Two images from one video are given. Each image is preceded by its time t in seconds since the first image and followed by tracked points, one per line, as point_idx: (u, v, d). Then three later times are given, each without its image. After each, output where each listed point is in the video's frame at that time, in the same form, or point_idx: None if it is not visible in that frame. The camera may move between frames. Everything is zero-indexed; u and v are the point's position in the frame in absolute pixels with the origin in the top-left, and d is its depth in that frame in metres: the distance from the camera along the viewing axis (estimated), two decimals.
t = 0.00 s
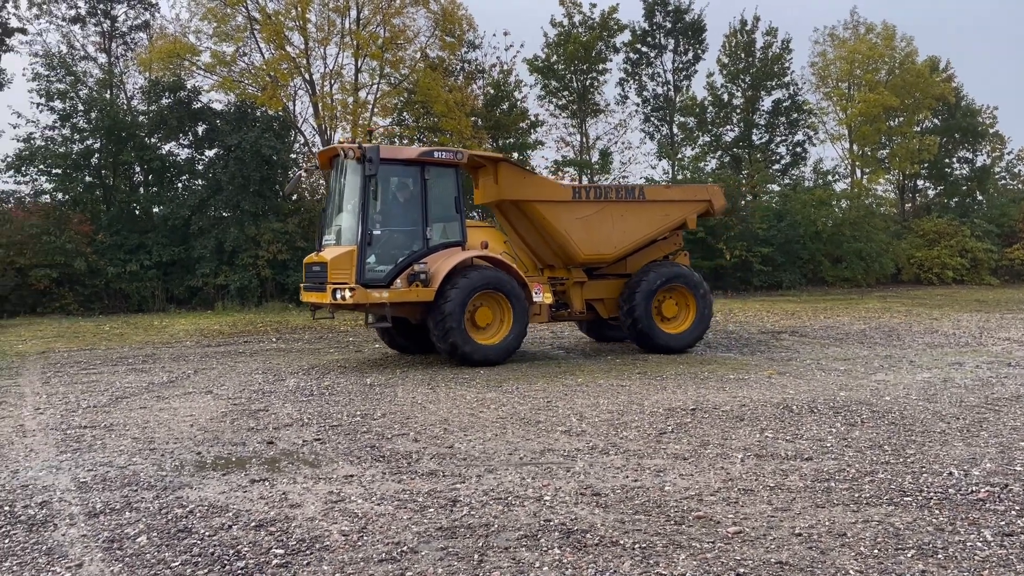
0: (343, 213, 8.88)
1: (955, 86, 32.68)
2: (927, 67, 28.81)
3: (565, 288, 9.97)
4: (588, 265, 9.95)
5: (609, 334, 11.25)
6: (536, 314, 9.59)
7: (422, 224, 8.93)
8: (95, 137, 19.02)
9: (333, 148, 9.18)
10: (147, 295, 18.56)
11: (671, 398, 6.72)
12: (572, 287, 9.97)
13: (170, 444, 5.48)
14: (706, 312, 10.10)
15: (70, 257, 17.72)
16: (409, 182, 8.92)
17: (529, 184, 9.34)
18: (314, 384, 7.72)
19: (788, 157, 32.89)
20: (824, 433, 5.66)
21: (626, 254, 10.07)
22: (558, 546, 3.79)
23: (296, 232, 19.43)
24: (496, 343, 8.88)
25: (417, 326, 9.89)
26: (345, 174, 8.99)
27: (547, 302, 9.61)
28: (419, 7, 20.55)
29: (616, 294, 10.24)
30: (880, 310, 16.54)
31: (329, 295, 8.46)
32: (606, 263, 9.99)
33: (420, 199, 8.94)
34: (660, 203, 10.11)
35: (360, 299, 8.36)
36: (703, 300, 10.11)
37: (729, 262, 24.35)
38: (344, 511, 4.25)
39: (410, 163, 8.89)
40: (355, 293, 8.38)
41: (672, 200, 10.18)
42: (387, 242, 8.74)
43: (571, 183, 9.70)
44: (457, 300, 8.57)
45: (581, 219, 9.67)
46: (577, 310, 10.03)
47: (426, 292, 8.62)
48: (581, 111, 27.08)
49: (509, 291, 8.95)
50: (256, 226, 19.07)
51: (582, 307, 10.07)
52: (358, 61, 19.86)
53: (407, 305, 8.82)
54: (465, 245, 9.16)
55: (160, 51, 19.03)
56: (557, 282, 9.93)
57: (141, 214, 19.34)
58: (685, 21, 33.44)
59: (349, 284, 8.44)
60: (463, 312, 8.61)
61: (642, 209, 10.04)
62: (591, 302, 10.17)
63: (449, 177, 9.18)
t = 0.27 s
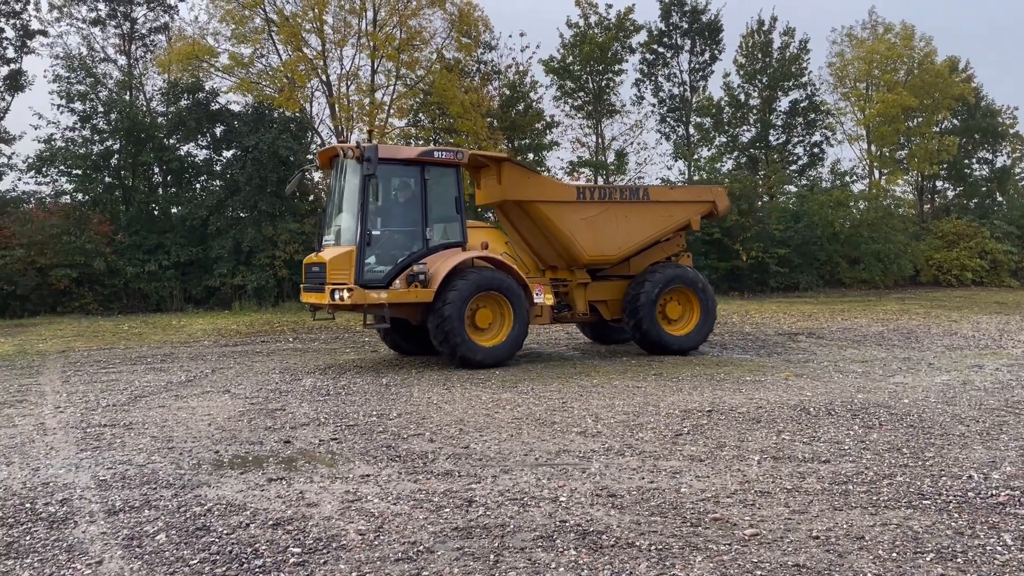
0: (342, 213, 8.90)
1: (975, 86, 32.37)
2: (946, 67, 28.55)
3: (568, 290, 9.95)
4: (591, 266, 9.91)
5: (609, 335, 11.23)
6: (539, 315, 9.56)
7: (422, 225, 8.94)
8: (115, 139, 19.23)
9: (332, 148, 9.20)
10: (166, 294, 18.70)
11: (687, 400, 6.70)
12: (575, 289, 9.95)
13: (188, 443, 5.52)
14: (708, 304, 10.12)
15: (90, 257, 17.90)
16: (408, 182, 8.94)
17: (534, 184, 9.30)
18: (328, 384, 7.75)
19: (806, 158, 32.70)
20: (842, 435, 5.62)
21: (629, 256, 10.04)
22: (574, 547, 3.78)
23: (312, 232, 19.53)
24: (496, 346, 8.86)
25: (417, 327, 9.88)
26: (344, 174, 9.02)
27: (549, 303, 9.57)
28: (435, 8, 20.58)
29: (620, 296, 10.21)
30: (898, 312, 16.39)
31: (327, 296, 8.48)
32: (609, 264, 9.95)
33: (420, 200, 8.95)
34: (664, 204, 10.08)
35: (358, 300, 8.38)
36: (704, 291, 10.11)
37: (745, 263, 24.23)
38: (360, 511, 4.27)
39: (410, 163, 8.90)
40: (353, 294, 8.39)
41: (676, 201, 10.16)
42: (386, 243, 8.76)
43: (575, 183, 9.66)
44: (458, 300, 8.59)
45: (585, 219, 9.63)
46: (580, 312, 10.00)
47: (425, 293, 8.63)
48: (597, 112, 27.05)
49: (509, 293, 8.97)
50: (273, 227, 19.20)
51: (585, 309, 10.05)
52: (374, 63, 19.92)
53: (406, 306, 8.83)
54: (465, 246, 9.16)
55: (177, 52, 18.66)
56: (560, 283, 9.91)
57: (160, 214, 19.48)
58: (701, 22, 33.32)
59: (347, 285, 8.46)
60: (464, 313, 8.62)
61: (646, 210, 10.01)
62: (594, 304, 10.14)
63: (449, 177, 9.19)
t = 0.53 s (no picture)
0: (341, 214, 8.91)
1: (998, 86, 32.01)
2: (970, 67, 28.25)
3: (572, 293, 9.88)
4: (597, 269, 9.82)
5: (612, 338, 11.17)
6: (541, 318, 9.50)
7: (421, 226, 8.93)
8: (137, 141, 19.49)
9: (332, 149, 9.23)
10: (186, 295, 18.87)
11: (705, 402, 6.67)
12: (580, 291, 9.86)
13: (209, 442, 5.57)
14: (712, 297, 10.06)
15: (112, 257, 18.11)
16: (407, 183, 8.93)
17: (538, 185, 9.22)
18: (342, 384, 7.79)
19: (826, 159, 32.47)
20: (863, 438, 5.57)
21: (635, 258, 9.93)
22: (591, 549, 3.78)
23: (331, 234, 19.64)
24: (496, 348, 8.81)
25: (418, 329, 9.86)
26: (343, 175, 9.04)
27: (550, 306, 9.49)
28: (454, 10, 20.63)
29: (624, 298, 10.12)
30: (919, 315, 16.22)
31: (325, 298, 8.50)
32: (615, 266, 9.85)
33: (418, 201, 8.93)
34: (671, 206, 9.98)
35: (354, 302, 8.37)
36: (705, 286, 10.04)
37: (764, 265, 24.10)
38: (379, 511, 4.28)
39: (408, 164, 8.90)
40: (349, 296, 8.40)
41: (683, 203, 10.06)
42: (384, 245, 8.74)
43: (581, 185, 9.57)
44: (455, 303, 8.54)
45: (591, 221, 9.53)
46: (584, 314, 9.92)
47: (422, 295, 8.60)
48: (615, 113, 27.00)
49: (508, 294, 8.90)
50: (293, 228, 19.33)
51: (590, 312, 9.96)
52: (393, 65, 20.00)
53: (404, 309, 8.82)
54: (465, 248, 9.13)
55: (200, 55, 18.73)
56: (564, 286, 9.84)
57: (181, 215, 19.55)
58: (721, 22, 33.20)
59: (344, 287, 8.46)
60: (462, 316, 8.58)
61: (652, 211, 9.91)
62: (599, 306, 10.04)
63: (449, 178, 9.17)
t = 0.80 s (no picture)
0: (341, 216, 8.91)
1: None
2: (996, 68, 27.88)
3: (578, 295, 9.84)
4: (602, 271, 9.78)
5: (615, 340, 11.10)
6: (546, 320, 9.41)
7: (420, 227, 8.90)
8: (162, 143, 19.74)
9: (332, 150, 9.24)
10: (209, 295, 19.03)
11: (727, 405, 6.63)
12: (585, 293, 9.82)
13: (231, 442, 5.61)
14: (714, 289, 9.97)
15: (137, 258, 18.31)
16: (406, 184, 8.91)
17: (543, 186, 9.19)
18: (360, 386, 7.82)
19: (849, 160, 32.20)
20: (887, 443, 5.51)
21: (641, 260, 9.89)
22: (612, 552, 3.76)
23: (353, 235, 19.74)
24: (498, 350, 8.74)
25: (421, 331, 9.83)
26: (343, 176, 9.04)
27: (553, 308, 9.40)
28: (475, 12, 20.67)
29: (629, 300, 10.08)
30: (944, 318, 16.01)
31: (323, 300, 8.49)
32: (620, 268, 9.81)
33: (418, 202, 8.92)
34: (677, 207, 9.94)
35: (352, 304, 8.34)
36: (706, 281, 9.94)
37: (787, 268, 23.92)
38: (399, 511, 4.30)
39: (407, 165, 8.88)
40: (347, 299, 8.38)
41: (690, 204, 10.03)
42: (382, 246, 8.72)
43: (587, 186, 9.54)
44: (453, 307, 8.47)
45: (597, 222, 9.49)
46: (589, 317, 9.87)
47: (421, 297, 8.56)
48: (636, 115, 26.94)
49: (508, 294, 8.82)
50: (314, 229, 19.47)
51: (595, 314, 9.92)
52: (415, 67, 20.09)
53: (404, 311, 8.78)
54: (466, 250, 9.09)
55: (223, 58, 18.74)
56: (569, 287, 9.80)
57: (204, 216, 19.77)
58: (743, 23, 33.04)
59: (342, 289, 8.45)
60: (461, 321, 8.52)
61: (659, 213, 9.87)
62: (603, 308, 10.00)
63: (450, 179, 9.14)
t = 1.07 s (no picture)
0: (341, 217, 8.80)
1: None
2: None
3: (584, 298, 9.79)
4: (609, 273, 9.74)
5: (621, 343, 11.04)
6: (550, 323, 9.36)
7: (420, 230, 8.81)
8: (188, 145, 19.93)
9: (332, 152, 9.13)
10: (234, 296, 19.20)
11: (751, 408, 6.59)
12: (592, 296, 9.77)
13: (257, 442, 5.66)
14: (711, 282, 9.85)
15: (164, 259, 18.52)
16: (407, 186, 8.82)
17: (551, 188, 9.12)
18: (381, 387, 7.85)
19: (876, 162, 31.86)
20: (915, 448, 5.45)
21: (648, 262, 9.85)
22: (636, 555, 3.75)
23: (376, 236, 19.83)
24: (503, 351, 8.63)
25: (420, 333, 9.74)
26: (343, 178, 8.93)
27: (556, 311, 9.36)
28: (498, 14, 20.70)
29: (636, 303, 10.03)
30: (972, 321, 15.77)
31: (322, 303, 8.35)
32: (628, 270, 9.76)
33: (419, 205, 8.83)
34: (686, 210, 9.88)
35: (351, 307, 8.18)
36: (703, 280, 9.80)
37: (812, 270, 23.72)
38: (423, 512, 4.31)
39: (408, 167, 8.78)
40: (346, 301, 8.23)
41: (699, 206, 9.96)
42: (382, 249, 8.61)
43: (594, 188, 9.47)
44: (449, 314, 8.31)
45: (605, 225, 9.44)
46: (595, 319, 9.83)
47: (420, 300, 8.43)
48: (659, 116, 26.86)
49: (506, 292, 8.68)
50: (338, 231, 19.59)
51: (602, 317, 9.87)
52: (438, 69, 20.18)
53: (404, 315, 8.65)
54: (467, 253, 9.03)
55: (248, 61, 18.90)
56: (575, 290, 9.77)
57: (230, 218, 19.97)
58: (768, 24, 32.83)
59: (341, 292, 8.32)
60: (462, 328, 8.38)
61: (667, 215, 9.82)
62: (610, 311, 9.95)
63: (451, 181, 9.07)
